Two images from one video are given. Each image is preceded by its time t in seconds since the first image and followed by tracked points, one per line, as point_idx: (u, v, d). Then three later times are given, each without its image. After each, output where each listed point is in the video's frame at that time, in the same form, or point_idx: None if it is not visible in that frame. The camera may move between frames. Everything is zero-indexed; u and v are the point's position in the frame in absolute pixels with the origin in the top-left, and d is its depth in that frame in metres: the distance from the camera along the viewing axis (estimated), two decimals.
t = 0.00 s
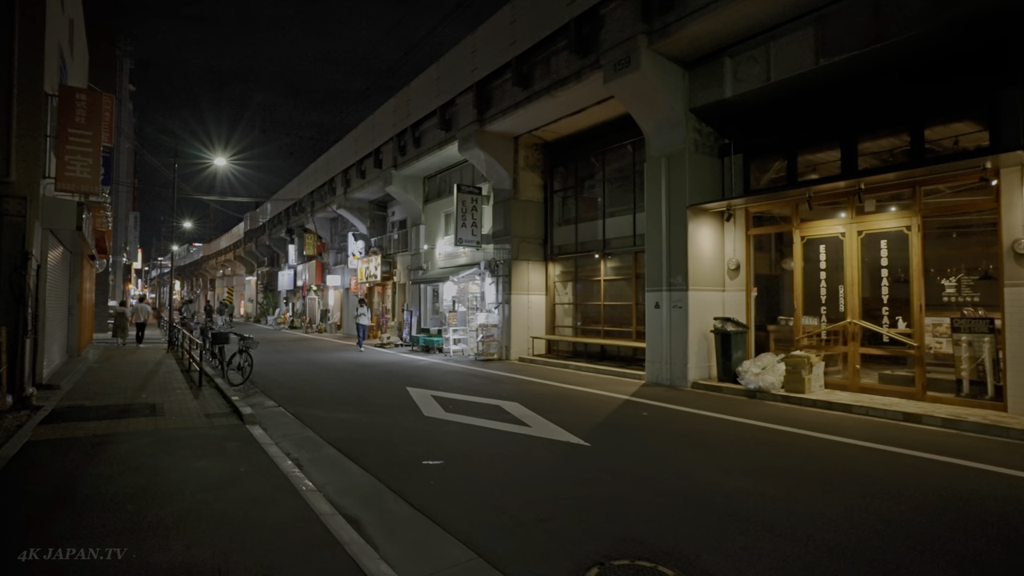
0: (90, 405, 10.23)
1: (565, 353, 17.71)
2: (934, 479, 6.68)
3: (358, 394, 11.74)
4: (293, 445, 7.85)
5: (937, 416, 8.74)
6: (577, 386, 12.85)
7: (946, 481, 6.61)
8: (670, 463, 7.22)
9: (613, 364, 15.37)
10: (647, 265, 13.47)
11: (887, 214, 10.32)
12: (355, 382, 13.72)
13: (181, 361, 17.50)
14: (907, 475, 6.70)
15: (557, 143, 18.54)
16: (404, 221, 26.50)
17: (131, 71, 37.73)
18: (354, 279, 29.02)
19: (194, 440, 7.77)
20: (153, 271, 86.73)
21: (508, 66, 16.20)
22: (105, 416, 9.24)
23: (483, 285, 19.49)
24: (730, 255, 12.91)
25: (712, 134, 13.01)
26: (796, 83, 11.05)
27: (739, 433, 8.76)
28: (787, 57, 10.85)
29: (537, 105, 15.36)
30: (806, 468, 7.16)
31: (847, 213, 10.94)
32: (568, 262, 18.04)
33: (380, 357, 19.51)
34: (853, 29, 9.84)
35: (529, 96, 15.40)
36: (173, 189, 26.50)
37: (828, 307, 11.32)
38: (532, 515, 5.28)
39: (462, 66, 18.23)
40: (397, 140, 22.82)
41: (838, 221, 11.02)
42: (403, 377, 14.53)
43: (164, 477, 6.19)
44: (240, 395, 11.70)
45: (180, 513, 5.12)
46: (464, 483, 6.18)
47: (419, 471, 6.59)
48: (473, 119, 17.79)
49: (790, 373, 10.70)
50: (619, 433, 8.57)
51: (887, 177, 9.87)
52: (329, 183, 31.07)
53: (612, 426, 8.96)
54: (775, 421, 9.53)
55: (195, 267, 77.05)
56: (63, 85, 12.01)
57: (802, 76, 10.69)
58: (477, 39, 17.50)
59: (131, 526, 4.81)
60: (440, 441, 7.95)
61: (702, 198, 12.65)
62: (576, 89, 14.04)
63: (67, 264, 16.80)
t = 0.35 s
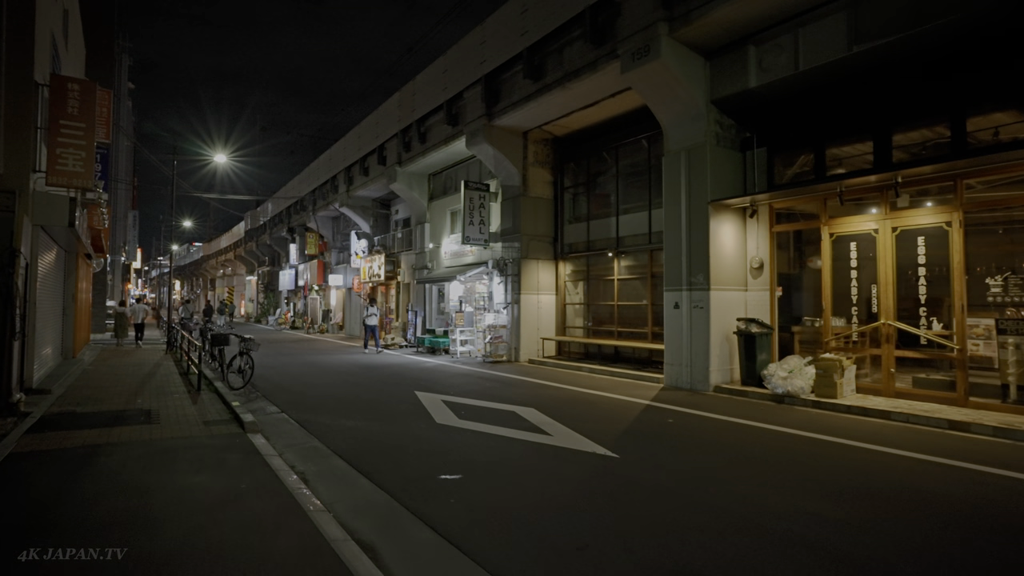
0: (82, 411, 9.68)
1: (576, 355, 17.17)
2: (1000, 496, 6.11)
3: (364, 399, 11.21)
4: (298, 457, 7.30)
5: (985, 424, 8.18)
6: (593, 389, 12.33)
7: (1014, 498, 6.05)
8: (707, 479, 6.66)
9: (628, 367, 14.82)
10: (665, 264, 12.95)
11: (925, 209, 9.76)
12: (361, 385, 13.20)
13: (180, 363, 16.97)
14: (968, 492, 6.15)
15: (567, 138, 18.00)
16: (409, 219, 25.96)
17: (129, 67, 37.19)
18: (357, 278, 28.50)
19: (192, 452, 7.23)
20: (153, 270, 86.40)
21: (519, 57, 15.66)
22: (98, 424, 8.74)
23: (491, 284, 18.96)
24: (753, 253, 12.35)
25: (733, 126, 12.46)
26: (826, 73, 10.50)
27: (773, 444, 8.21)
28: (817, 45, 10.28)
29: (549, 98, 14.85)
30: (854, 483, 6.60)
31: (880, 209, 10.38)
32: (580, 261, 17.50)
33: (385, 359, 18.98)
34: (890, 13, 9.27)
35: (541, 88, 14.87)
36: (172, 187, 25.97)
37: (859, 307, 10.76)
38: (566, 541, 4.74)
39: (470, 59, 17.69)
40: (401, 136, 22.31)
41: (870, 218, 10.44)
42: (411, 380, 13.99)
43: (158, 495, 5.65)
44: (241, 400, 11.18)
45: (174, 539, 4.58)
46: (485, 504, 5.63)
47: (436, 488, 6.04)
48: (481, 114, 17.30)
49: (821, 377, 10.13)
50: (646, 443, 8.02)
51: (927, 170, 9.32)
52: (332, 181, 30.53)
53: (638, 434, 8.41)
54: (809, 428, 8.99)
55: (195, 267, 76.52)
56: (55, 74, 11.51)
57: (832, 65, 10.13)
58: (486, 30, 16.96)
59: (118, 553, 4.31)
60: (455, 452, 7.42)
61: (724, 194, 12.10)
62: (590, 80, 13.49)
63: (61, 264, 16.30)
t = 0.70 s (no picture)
0: (75, 417, 9.09)
1: (590, 356, 16.58)
2: None
3: (374, 403, 10.63)
4: (309, 471, 6.71)
5: None
6: (614, 393, 11.76)
7: None
8: (759, 496, 6.07)
9: (647, 369, 14.25)
10: (689, 262, 12.36)
11: (974, 203, 9.17)
12: (369, 388, 12.64)
13: (180, 365, 16.39)
14: None
15: (581, 133, 17.43)
16: (415, 217, 25.39)
17: (130, 63, 36.65)
18: (361, 278, 27.92)
19: (193, 465, 6.66)
20: (152, 269, 85.87)
21: (533, 47, 15.09)
22: (92, 431, 8.17)
23: (501, 284, 18.40)
24: (782, 250, 11.76)
25: (762, 118, 11.87)
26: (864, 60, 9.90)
27: (819, 455, 7.61)
28: (854, 29, 9.68)
29: (564, 89, 14.32)
30: (920, 502, 6.00)
31: (923, 203, 9.77)
32: (594, 260, 16.91)
33: (392, 360, 18.41)
34: None
35: (557, 79, 14.29)
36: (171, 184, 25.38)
37: (899, 308, 10.16)
38: None
39: (480, 50, 17.12)
40: (408, 131, 21.76)
41: (911, 212, 9.85)
42: (421, 384, 13.42)
43: (153, 517, 5.07)
44: (245, 405, 10.61)
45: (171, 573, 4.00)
46: (520, 528, 5.04)
47: (462, 508, 5.46)
48: (492, 107, 16.78)
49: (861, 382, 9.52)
50: (684, 454, 7.42)
51: (977, 162, 8.73)
52: (335, 179, 29.94)
53: (674, 443, 7.81)
54: (853, 437, 8.40)
55: (195, 267, 76.01)
56: (47, 61, 10.90)
57: (872, 51, 9.53)
58: (498, 20, 16.40)
59: (112, 570, 4.04)
60: (479, 464, 6.83)
61: (752, 188, 11.52)
62: (609, 70, 12.93)
63: (56, 262, 15.75)
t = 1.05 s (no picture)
0: (68, 428, 8.56)
1: (604, 359, 16.05)
2: None
3: (385, 411, 10.08)
4: (321, 491, 6.15)
5: None
6: (636, 400, 11.22)
7: None
8: (815, 518, 5.54)
9: (666, 373, 13.72)
10: (713, 262, 11.81)
11: None
12: (378, 394, 12.11)
13: (180, 369, 15.85)
14: None
15: (595, 128, 16.90)
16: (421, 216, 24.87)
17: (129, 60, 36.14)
18: (365, 278, 27.41)
19: (196, 483, 6.13)
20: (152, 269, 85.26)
21: (547, 39, 14.57)
22: (86, 444, 7.64)
23: (512, 284, 17.88)
24: (813, 250, 11.21)
25: (791, 111, 11.32)
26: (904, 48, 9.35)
27: (869, 469, 7.06)
28: (894, 14, 9.12)
29: (580, 83, 13.82)
30: (993, 524, 5.47)
31: (968, 199, 9.22)
32: (608, 260, 16.38)
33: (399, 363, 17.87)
34: None
35: (572, 72, 13.76)
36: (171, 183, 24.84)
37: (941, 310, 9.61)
38: None
39: (491, 43, 16.60)
40: (414, 128, 21.25)
41: (954, 209, 9.32)
42: (431, 388, 12.89)
43: (151, 547, 4.54)
44: (248, 413, 10.07)
45: None
46: (560, 559, 4.50)
47: (492, 534, 4.93)
48: (503, 101, 16.28)
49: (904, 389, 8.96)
50: (725, 469, 6.86)
51: None
52: (338, 177, 29.40)
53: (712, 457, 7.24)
54: (901, 449, 7.86)
55: (196, 267, 75.47)
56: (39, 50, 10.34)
57: (914, 38, 8.99)
58: (510, 11, 15.87)
59: (114, 570, 4.10)
60: (505, 481, 6.30)
61: (781, 184, 10.98)
62: (628, 61, 12.39)
63: (51, 263, 15.23)
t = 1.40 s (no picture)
0: (56, 436, 7.95)
1: (619, 361, 15.45)
2: None
3: (395, 417, 9.48)
4: (331, 511, 5.52)
5: None
6: (661, 405, 10.61)
7: None
8: (885, 539, 4.93)
9: (687, 375, 13.11)
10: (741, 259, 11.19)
11: None
12: (387, 397, 11.51)
13: (178, 371, 15.25)
14: None
15: (609, 121, 16.31)
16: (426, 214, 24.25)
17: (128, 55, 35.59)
18: (368, 277, 26.82)
19: (192, 501, 5.52)
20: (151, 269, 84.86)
21: (562, 27, 13.99)
22: (74, 455, 7.04)
23: (522, 283, 17.29)
24: (847, 246, 10.58)
25: (823, 99, 10.69)
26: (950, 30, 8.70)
27: (930, 482, 6.44)
28: None
29: (596, 72, 13.21)
30: None
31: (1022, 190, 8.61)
32: (623, 257, 15.79)
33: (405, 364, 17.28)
34: None
35: (589, 60, 13.17)
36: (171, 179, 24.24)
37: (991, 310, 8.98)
38: None
39: (501, 33, 16.02)
40: (419, 122, 20.68)
41: (1006, 201, 8.70)
42: (442, 391, 12.30)
43: None
44: (250, 419, 9.47)
45: None
46: None
47: (527, 564, 4.33)
48: (515, 93, 15.69)
49: (954, 396, 8.31)
50: (774, 485, 6.24)
51: None
52: (341, 174, 28.81)
53: (756, 470, 6.62)
54: (958, 459, 7.24)
55: (195, 266, 74.90)
56: (26, 31, 9.69)
57: (964, 18, 8.35)
58: None
59: (111, 570, 4.08)
60: (534, 499, 5.69)
61: (814, 176, 10.36)
62: (649, 48, 11.79)
63: (43, 261, 14.64)
